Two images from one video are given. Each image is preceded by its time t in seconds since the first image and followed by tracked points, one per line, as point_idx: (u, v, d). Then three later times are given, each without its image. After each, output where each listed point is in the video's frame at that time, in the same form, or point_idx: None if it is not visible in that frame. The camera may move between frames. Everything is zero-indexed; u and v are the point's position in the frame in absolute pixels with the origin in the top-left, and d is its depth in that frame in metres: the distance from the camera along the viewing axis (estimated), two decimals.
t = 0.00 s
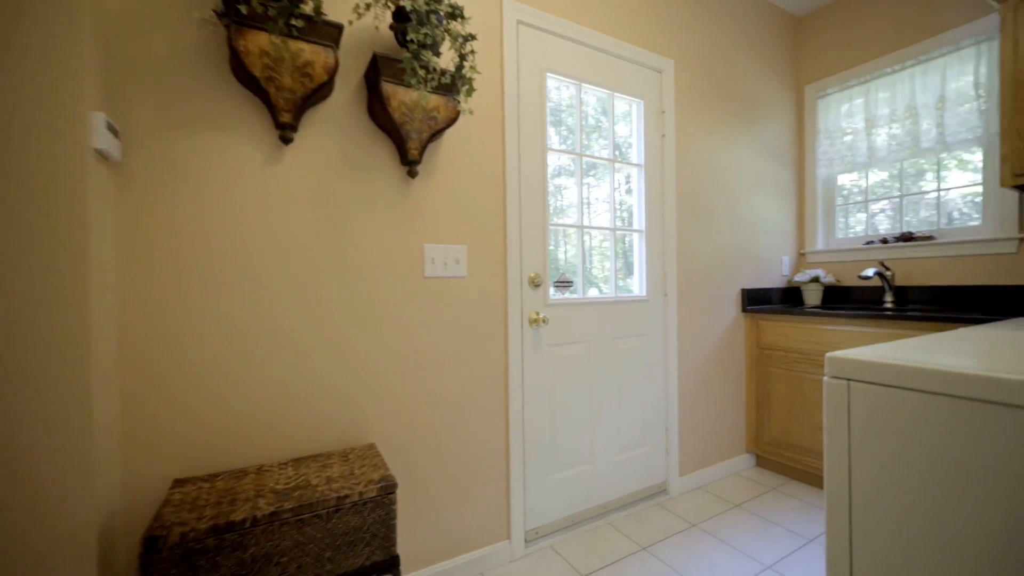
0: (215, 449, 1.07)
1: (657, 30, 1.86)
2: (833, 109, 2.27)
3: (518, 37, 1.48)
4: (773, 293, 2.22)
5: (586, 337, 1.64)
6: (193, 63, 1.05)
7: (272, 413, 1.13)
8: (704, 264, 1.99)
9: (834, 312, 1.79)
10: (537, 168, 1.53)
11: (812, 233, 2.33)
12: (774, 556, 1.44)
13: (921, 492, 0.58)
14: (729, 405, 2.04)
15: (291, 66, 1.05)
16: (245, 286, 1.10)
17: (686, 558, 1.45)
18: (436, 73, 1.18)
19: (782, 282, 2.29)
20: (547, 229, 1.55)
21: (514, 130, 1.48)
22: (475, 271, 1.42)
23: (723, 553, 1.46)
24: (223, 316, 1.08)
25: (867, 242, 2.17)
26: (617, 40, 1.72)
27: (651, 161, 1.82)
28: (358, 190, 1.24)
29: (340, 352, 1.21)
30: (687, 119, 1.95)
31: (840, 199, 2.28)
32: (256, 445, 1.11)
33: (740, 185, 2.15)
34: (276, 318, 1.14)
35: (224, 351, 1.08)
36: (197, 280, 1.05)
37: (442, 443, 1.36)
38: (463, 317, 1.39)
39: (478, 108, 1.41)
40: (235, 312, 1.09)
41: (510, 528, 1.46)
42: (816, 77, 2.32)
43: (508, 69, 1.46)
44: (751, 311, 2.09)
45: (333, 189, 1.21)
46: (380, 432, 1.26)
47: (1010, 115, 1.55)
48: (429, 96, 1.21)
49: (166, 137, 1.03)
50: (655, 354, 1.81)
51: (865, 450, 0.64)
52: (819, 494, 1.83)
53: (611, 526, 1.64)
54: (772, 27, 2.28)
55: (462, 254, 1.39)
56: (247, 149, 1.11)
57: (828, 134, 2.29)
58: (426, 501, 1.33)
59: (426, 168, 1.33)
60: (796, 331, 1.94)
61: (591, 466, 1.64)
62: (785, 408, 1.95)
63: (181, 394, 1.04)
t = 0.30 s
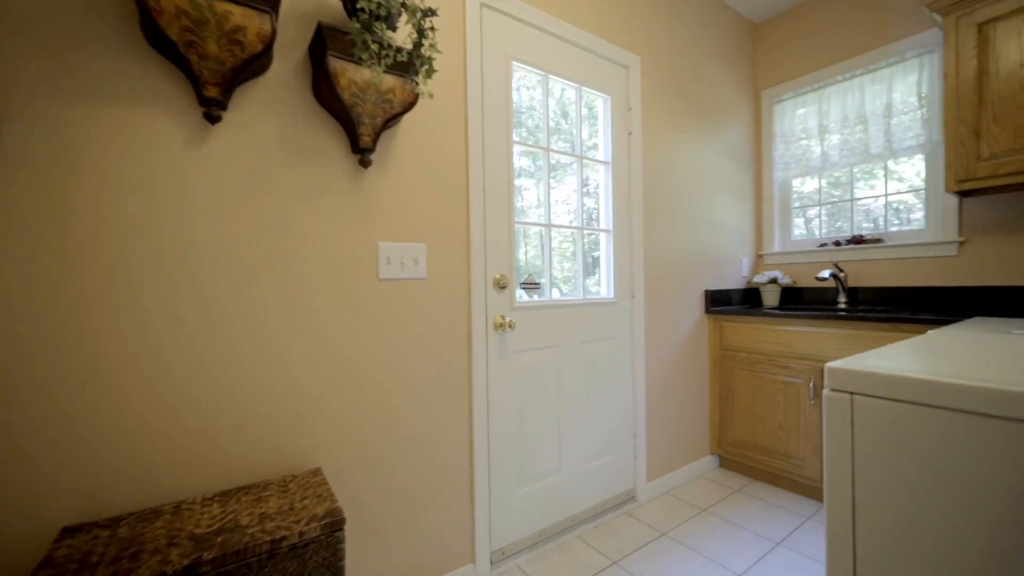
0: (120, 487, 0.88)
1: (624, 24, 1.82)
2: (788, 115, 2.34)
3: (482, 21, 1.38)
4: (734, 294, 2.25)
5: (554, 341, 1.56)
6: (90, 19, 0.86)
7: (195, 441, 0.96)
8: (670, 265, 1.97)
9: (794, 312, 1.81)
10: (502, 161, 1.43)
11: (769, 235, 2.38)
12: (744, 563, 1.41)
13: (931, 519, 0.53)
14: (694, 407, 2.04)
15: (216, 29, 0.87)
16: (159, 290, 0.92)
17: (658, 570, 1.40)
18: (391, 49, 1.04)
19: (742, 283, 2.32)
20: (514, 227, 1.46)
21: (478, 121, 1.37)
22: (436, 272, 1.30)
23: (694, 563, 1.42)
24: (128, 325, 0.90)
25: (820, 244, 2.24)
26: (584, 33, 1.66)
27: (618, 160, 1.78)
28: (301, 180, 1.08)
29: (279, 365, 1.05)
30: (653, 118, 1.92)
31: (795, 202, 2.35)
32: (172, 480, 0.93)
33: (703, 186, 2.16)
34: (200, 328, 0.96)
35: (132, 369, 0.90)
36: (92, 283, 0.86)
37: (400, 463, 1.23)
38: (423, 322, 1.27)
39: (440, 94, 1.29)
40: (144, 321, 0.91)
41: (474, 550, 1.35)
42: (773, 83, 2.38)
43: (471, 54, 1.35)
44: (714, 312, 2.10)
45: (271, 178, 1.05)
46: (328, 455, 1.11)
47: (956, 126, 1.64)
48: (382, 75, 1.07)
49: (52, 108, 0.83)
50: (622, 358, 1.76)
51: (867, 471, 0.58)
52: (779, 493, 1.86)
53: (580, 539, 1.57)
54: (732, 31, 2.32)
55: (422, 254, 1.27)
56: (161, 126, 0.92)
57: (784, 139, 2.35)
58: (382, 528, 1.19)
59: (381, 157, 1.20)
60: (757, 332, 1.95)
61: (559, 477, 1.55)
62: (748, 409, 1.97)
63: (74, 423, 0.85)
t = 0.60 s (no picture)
0: (23, 536, 0.74)
1: (596, 26, 1.80)
2: (750, 124, 2.41)
3: (451, 13, 1.30)
4: (699, 298, 2.28)
5: (525, 350, 1.50)
6: None
7: (120, 476, 0.83)
8: (639, 269, 1.97)
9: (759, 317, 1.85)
10: (473, 162, 1.36)
11: (732, 241, 2.45)
12: (715, 569, 1.41)
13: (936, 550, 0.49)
14: (663, 411, 2.05)
15: None
16: (74, 302, 0.79)
17: None
18: (352, 35, 0.95)
19: (707, 288, 2.37)
20: (484, 232, 1.39)
21: (447, 118, 1.29)
22: (403, 278, 1.21)
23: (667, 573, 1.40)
24: (34, 342, 0.76)
25: (780, 249, 2.32)
26: (556, 32, 1.62)
27: (590, 163, 1.75)
28: (251, 176, 0.97)
29: (225, 384, 0.94)
30: (623, 122, 1.91)
31: (756, 209, 2.42)
32: (90, 523, 0.80)
33: (670, 191, 2.17)
34: (127, 345, 0.83)
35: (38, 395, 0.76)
36: None
37: (363, 487, 1.13)
38: (388, 333, 1.18)
39: (406, 89, 1.21)
40: (54, 337, 0.77)
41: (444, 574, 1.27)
42: (735, 92, 2.45)
43: (440, 47, 1.27)
44: (681, 316, 2.12)
45: (213, 174, 0.93)
46: (282, 483, 1.00)
47: (907, 139, 1.73)
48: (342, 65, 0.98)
49: None
50: (594, 364, 1.73)
51: (866, 496, 0.54)
52: (745, 494, 1.89)
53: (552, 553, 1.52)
54: (698, 40, 2.36)
55: (387, 259, 1.18)
56: (78, 111, 0.79)
57: (746, 146, 2.42)
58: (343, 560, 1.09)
59: (343, 153, 1.10)
60: (723, 336, 1.98)
61: (531, 490, 1.50)
62: (715, 412, 2.00)
63: None
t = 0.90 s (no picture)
0: None
1: (569, 30, 1.78)
2: (713, 132, 2.48)
3: (422, 7, 1.24)
4: (666, 302, 2.32)
5: (498, 358, 1.46)
6: None
7: (38, 517, 0.72)
8: (610, 274, 1.98)
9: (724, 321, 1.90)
10: (444, 163, 1.31)
11: (697, 246, 2.52)
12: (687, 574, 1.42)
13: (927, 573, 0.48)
14: (633, 414, 2.07)
15: None
16: None
17: None
18: (315, 24, 0.88)
19: (673, 292, 2.42)
20: (456, 236, 1.34)
21: (417, 118, 1.23)
22: (371, 285, 1.14)
23: None
24: None
25: (741, 255, 2.40)
26: (528, 32, 1.59)
27: (562, 166, 1.73)
28: (200, 173, 0.87)
29: (168, 406, 0.83)
30: (595, 127, 1.91)
31: (719, 215, 2.50)
32: None
33: (639, 197, 2.20)
34: (47, 366, 0.72)
35: None
36: None
37: (327, 510, 1.05)
38: (355, 345, 1.10)
39: (374, 85, 1.14)
40: None
41: None
42: (700, 101, 2.51)
43: (409, 42, 1.21)
44: (650, 320, 2.14)
45: (155, 170, 0.82)
46: (236, 511, 0.91)
47: (858, 151, 1.82)
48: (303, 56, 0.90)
49: None
50: (566, 371, 1.71)
51: (853, 518, 0.52)
52: (711, 495, 1.94)
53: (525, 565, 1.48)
54: (665, 49, 2.41)
55: (352, 264, 1.10)
56: None
57: (710, 154, 2.49)
58: None
59: (305, 152, 1.02)
60: (689, 340, 2.02)
61: (503, 502, 1.46)
62: (682, 414, 2.03)
63: None
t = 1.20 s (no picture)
0: None
1: (545, 36, 1.79)
2: (679, 141, 2.57)
3: (400, 7, 1.20)
4: (635, 305, 2.38)
5: (476, 364, 1.44)
6: None
7: None
8: (584, 278, 2.01)
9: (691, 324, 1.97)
10: (423, 167, 1.28)
11: (664, 251, 2.61)
12: (660, 571, 1.46)
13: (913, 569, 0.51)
14: (605, 416, 2.10)
15: None
16: None
17: None
18: (291, 19, 0.84)
19: (642, 295, 2.49)
20: (434, 242, 1.31)
21: (395, 120, 1.20)
22: (348, 293, 1.09)
23: None
24: None
25: (705, 260, 2.50)
26: (505, 37, 1.58)
27: (538, 172, 1.73)
28: (161, 173, 0.80)
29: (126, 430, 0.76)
30: (568, 134, 1.93)
31: (684, 221, 2.60)
32: None
33: (610, 202, 2.24)
34: None
35: None
36: None
37: (302, 531, 0.99)
38: (332, 356, 1.06)
39: (351, 85, 1.09)
40: None
41: None
42: (666, 111, 2.60)
43: (387, 42, 1.17)
44: (621, 324, 2.19)
45: (111, 169, 0.75)
46: (203, 539, 0.84)
47: (813, 164, 1.95)
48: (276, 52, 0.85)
49: None
50: (542, 375, 1.72)
51: (839, 520, 0.55)
52: (680, 492, 2.00)
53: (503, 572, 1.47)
54: (634, 59, 2.47)
55: (328, 271, 1.05)
56: None
57: (676, 162, 2.58)
58: None
59: (278, 153, 0.96)
60: (658, 342, 2.09)
61: (482, 510, 1.44)
62: (652, 415, 2.09)
63: None
